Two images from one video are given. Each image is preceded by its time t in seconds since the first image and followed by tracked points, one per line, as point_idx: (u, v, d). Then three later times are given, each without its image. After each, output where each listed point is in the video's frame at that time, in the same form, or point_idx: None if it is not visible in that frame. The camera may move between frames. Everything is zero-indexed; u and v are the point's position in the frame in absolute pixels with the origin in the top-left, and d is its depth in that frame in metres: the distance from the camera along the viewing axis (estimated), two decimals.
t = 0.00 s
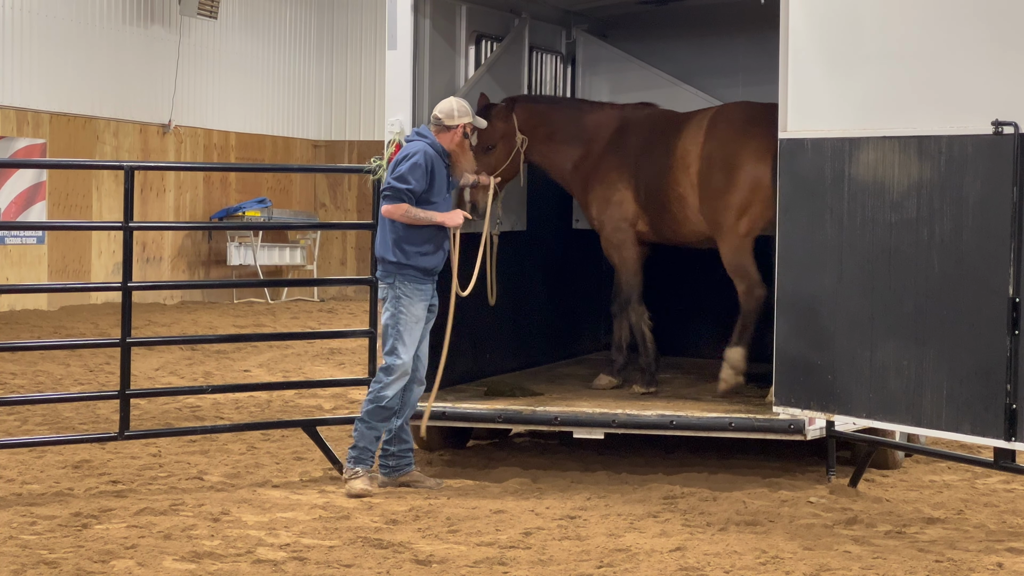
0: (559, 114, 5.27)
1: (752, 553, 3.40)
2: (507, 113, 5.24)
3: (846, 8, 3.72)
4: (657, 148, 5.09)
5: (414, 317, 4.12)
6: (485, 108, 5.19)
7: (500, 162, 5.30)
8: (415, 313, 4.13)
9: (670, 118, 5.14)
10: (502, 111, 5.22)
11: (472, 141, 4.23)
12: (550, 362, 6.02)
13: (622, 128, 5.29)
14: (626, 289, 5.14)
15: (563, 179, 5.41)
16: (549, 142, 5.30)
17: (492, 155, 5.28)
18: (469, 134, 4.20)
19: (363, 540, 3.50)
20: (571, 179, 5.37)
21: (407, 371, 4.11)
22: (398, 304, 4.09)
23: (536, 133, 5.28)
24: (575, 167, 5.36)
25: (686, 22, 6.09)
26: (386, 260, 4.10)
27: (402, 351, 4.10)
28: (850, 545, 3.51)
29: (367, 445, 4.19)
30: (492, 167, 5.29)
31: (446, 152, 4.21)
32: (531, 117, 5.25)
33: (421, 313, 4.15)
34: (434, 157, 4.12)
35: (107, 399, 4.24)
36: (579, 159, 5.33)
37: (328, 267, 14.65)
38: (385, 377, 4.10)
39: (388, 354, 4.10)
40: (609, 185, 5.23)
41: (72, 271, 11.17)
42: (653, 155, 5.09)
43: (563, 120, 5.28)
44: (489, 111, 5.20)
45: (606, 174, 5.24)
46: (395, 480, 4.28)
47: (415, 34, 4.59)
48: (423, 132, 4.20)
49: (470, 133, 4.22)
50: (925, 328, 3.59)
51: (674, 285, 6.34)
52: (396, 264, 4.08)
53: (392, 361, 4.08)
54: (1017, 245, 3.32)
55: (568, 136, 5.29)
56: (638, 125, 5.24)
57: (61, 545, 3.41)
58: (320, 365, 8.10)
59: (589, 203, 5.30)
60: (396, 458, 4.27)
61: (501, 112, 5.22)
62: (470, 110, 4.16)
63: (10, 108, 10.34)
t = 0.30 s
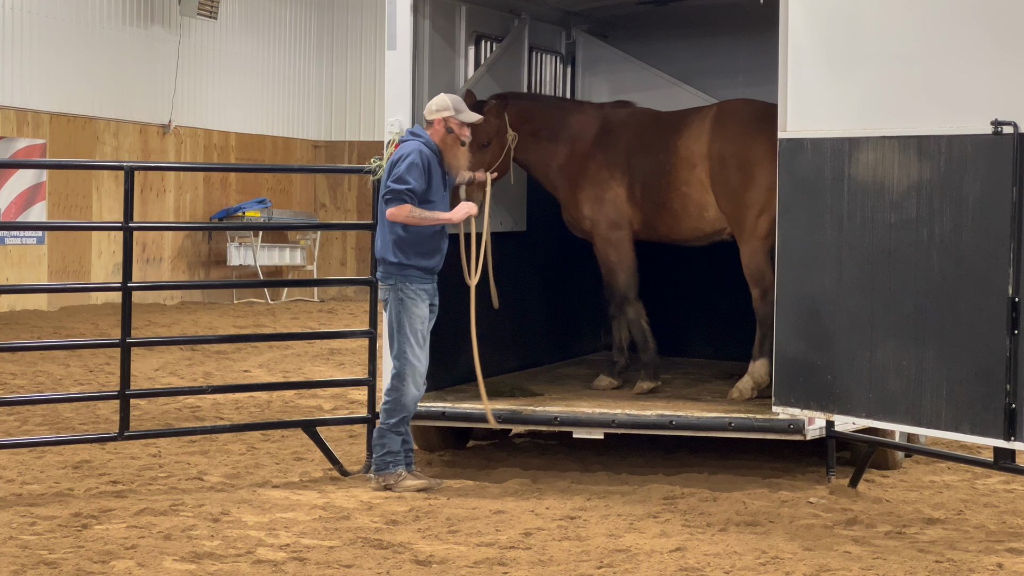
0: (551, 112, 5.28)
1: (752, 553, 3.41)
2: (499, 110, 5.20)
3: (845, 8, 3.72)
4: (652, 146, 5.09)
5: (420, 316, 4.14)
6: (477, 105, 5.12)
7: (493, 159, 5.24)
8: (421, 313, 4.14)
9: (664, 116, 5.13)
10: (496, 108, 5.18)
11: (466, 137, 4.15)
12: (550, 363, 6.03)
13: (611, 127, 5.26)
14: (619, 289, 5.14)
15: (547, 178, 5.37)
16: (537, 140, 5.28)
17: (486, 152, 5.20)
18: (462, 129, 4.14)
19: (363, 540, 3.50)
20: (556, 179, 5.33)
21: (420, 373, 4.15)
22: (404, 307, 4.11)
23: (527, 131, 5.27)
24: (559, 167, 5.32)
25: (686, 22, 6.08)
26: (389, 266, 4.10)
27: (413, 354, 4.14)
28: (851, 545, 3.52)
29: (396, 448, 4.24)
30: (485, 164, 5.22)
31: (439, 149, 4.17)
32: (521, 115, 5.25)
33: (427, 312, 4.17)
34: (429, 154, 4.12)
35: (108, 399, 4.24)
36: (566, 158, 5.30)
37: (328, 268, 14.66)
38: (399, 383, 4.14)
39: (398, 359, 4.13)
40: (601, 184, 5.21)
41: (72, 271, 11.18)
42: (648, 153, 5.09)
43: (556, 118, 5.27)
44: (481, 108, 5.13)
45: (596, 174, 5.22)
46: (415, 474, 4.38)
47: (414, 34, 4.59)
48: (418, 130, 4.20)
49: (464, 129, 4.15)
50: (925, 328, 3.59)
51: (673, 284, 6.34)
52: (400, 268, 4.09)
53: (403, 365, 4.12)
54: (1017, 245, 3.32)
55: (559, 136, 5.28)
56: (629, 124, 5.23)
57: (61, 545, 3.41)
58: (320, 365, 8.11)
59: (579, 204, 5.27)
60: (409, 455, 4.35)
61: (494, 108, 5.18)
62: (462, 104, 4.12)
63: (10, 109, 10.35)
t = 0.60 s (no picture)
0: (549, 110, 5.28)
1: (752, 553, 3.41)
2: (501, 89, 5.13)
3: (845, 8, 3.72)
4: (648, 145, 5.10)
5: (417, 318, 4.14)
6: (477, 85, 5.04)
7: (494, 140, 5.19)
8: (415, 314, 4.12)
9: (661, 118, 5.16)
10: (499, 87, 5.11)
11: (443, 132, 4.06)
12: (550, 363, 6.03)
13: (606, 126, 5.26)
14: (569, 276, 5.08)
15: (534, 173, 5.32)
16: (531, 134, 5.27)
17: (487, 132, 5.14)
18: (439, 123, 4.05)
19: (363, 540, 3.50)
20: (544, 173, 5.29)
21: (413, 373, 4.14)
22: (401, 308, 4.10)
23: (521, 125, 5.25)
24: (548, 162, 5.28)
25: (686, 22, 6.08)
26: (384, 265, 4.12)
27: (406, 354, 4.12)
28: (850, 545, 3.52)
29: (398, 449, 4.25)
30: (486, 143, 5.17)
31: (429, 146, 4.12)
32: (518, 107, 5.24)
33: (422, 313, 4.14)
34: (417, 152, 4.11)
35: (107, 399, 4.24)
36: (556, 154, 5.26)
37: (328, 267, 14.66)
38: (395, 383, 4.16)
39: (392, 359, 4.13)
40: (591, 181, 5.17)
41: (72, 271, 11.18)
42: (644, 153, 5.10)
43: (553, 116, 5.28)
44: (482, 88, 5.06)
45: (586, 170, 5.19)
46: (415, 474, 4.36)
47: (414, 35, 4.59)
48: (408, 129, 4.20)
49: (442, 124, 4.06)
50: (925, 328, 3.59)
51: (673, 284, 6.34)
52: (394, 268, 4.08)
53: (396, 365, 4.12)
54: (1017, 245, 3.33)
55: (554, 133, 5.26)
56: (624, 123, 5.23)
57: (61, 545, 3.41)
58: (319, 365, 8.11)
59: (566, 198, 5.20)
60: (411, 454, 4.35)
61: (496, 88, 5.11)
62: (441, 99, 4.05)
63: (10, 109, 10.35)
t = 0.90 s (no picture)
0: (550, 107, 5.28)
1: (751, 553, 3.41)
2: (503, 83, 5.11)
3: (845, 7, 3.72)
4: (650, 144, 5.12)
5: (406, 318, 4.13)
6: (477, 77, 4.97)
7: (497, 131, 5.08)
8: (405, 314, 4.13)
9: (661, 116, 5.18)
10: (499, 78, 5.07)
11: (430, 128, 4.06)
12: (550, 363, 6.03)
13: (606, 124, 5.26)
14: (589, 287, 5.11)
15: (532, 170, 5.29)
16: (529, 128, 5.26)
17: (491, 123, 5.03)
18: (427, 120, 4.06)
19: (362, 540, 3.50)
20: (543, 170, 5.26)
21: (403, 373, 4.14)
22: (391, 308, 4.12)
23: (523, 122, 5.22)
24: (547, 159, 5.26)
25: (685, 22, 6.08)
26: (375, 265, 4.15)
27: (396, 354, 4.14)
28: (850, 545, 3.52)
29: (396, 450, 4.24)
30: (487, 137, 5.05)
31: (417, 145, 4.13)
32: (518, 103, 5.22)
33: (413, 313, 4.14)
34: (407, 151, 4.13)
35: (107, 399, 4.23)
36: (556, 151, 5.25)
37: (328, 267, 14.65)
38: (387, 383, 4.17)
39: (384, 358, 4.15)
40: (592, 179, 5.17)
41: (72, 271, 11.17)
42: (646, 152, 5.12)
43: (554, 113, 5.28)
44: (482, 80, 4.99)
45: (587, 168, 5.19)
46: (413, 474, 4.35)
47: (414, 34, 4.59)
48: (401, 128, 4.23)
49: (430, 120, 4.07)
50: (924, 327, 3.59)
51: (673, 284, 6.34)
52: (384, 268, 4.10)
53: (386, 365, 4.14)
54: (1017, 243, 3.33)
55: (555, 130, 5.25)
56: (624, 120, 5.23)
57: (60, 545, 3.41)
58: (319, 365, 8.11)
59: (567, 196, 5.19)
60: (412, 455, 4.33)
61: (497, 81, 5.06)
62: (428, 96, 4.06)
63: (9, 109, 10.35)
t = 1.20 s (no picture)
0: (551, 108, 5.21)
1: (751, 553, 3.41)
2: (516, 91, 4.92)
3: (844, 7, 3.72)
4: (652, 144, 5.16)
5: (406, 319, 4.13)
6: (486, 86, 4.85)
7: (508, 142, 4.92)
8: (406, 314, 4.13)
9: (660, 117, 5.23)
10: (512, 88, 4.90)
11: (424, 125, 4.07)
12: (550, 363, 6.03)
13: (607, 124, 5.26)
14: (591, 288, 5.11)
15: (534, 172, 5.21)
16: (531, 129, 5.16)
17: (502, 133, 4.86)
18: (420, 117, 4.08)
19: (362, 541, 3.50)
20: (545, 171, 5.19)
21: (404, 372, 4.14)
22: (391, 308, 4.12)
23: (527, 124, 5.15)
24: (550, 161, 5.20)
25: (685, 22, 6.08)
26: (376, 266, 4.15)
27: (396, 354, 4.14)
28: (849, 545, 3.52)
29: (396, 451, 4.23)
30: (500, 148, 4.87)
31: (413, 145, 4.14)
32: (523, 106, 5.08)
33: (414, 313, 4.14)
34: (404, 153, 4.13)
35: (107, 399, 4.23)
36: (559, 152, 5.20)
37: (328, 267, 14.65)
38: (388, 382, 4.17)
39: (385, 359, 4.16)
40: (594, 180, 5.17)
41: (71, 271, 11.17)
42: (647, 153, 5.17)
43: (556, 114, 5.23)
44: (491, 89, 4.86)
45: (589, 169, 5.19)
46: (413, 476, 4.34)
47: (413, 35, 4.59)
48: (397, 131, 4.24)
49: (424, 117, 4.09)
50: (924, 328, 3.59)
51: (673, 284, 6.33)
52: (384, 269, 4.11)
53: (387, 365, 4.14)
54: (1017, 243, 3.32)
55: (558, 131, 5.20)
56: (624, 120, 5.24)
57: (60, 545, 3.41)
58: (319, 365, 8.11)
59: (570, 197, 5.16)
60: (414, 457, 4.33)
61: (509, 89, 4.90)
62: (421, 94, 4.10)
63: (9, 109, 10.36)
